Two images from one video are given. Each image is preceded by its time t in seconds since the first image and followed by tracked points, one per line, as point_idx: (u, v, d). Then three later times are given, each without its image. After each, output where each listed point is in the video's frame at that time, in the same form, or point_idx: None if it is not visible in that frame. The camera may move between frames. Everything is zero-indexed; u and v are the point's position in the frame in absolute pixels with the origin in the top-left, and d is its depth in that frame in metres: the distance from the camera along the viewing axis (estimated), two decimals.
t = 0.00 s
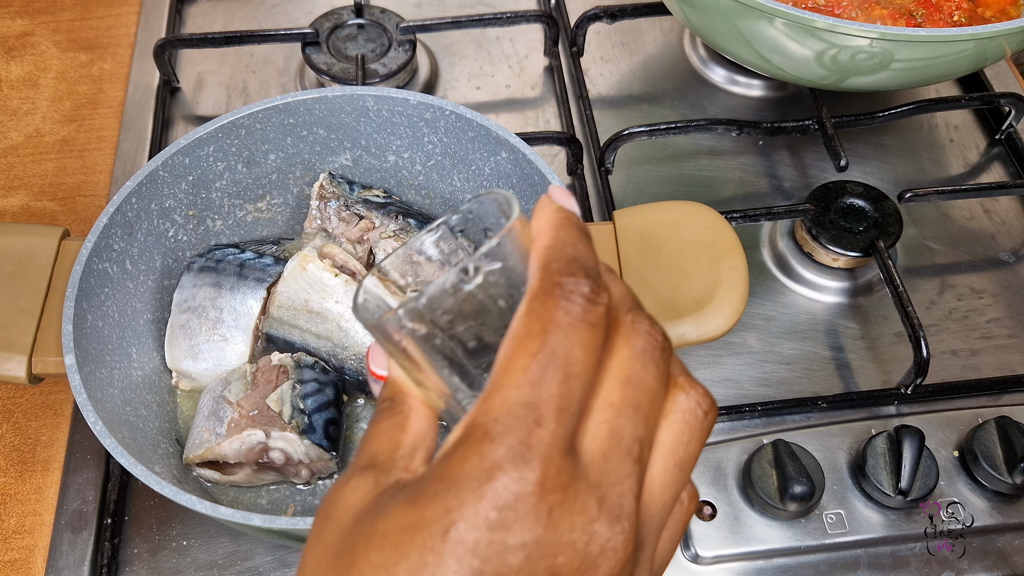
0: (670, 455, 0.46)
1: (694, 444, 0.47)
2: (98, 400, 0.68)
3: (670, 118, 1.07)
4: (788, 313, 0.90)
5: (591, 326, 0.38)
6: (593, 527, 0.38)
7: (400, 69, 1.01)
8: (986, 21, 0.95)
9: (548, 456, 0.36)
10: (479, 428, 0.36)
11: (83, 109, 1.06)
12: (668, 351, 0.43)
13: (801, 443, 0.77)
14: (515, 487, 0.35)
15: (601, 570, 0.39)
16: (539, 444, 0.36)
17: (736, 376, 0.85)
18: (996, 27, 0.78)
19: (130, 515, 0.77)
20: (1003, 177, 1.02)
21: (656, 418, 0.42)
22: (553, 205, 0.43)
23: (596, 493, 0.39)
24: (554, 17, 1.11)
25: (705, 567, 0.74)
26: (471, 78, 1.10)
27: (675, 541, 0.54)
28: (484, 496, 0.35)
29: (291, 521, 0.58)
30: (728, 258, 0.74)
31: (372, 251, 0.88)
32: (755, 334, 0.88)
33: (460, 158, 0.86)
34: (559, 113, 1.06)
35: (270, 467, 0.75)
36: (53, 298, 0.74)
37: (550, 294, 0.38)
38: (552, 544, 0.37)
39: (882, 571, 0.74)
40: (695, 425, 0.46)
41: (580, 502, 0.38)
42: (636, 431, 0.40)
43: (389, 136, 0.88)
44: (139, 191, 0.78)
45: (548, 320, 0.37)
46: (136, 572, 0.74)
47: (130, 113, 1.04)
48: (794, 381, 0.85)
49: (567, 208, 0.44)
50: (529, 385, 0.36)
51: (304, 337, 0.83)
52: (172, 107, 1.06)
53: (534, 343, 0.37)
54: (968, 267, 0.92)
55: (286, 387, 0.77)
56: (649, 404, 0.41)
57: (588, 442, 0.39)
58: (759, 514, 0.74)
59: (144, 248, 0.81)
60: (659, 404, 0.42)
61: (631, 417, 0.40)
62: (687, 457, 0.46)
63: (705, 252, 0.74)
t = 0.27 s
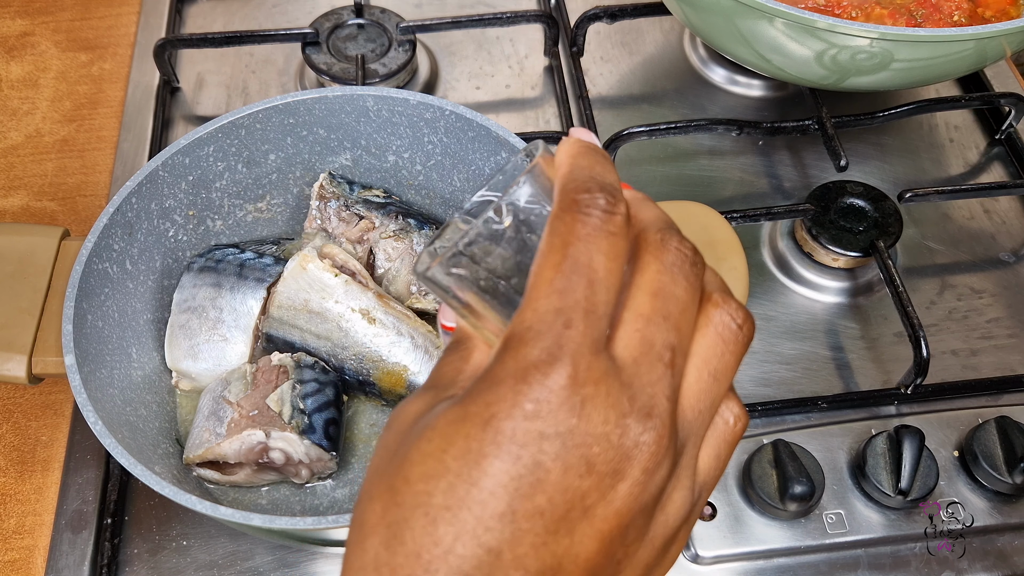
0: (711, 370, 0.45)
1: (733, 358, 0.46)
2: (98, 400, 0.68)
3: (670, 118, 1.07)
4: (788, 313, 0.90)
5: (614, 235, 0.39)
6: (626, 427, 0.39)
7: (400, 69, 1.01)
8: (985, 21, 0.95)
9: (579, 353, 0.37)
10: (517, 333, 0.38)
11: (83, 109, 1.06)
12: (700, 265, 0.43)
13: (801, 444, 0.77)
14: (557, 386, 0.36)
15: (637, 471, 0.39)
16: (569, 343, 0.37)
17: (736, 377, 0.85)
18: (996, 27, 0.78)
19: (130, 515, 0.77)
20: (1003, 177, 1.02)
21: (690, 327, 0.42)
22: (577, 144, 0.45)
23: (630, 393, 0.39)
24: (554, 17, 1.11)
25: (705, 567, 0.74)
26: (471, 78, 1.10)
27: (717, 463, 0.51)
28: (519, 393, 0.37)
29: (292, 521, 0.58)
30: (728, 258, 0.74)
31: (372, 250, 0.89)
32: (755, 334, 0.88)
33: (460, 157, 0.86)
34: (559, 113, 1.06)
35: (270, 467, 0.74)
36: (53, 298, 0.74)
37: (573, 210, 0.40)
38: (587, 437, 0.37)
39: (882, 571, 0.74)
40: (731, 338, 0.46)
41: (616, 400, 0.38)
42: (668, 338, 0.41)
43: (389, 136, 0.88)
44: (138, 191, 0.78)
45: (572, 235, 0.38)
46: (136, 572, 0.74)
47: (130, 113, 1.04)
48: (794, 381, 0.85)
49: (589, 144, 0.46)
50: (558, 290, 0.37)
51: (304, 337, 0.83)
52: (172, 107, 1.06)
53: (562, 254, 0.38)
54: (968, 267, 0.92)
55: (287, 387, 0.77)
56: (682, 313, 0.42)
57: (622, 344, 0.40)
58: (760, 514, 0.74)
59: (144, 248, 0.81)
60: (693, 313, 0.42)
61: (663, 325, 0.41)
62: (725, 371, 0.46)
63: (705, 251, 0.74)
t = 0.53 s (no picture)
0: (707, 333, 0.45)
1: (729, 320, 0.46)
2: (98, 400, 0.68)
3: (670, 118, 1.07)
4: (788, 313, 0.90)
5: (587, 207, 0.42)
6: (615, 384, 0.39)
7: (400, 69, 1.01)
8: (986, 21, 0.95)
9: (563, 318, 0.39)
10: (511, 307, 0.40)
11: (84, 109, 1.06)
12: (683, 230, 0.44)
13: (801, 444, 0.77)
14: (547, 349, 0.38)
15: (631, 428, 0.40)
16: (553, 308, 0.39)
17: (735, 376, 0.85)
18: (996, 26, 0.78)
19: (130, 515, 0.77)
20: (1003, 177, 1.02)
21: (676, 290, 0.43)
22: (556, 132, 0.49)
23: (616, 351, 0.40)
24: (554, 17, 1.11)
25: (705, 567, 0.74)
26: (471, 78, 1.10)
27: (722, 429, 0.49)
28: (511, 359, 0.39)
29: (292, 521, 0.58)
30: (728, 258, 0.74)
31: (372, 250, 0.89)
32: (755, 334, 0.88)
33: (460, 157, 0.86)
34: (559, 113, 1.06)
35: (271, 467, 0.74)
36: (53, 298, 0.74)
37: (545, 187, 0.42)
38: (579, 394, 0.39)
39: (882, 571, 0.74)
40: (725, 302, 0.45)
41: (604, 358, 0.39)
42: (653, 299, 0.41)
43: (389, 136, 0.88)
44: (139, 190, 0.78)
45: (547, 210, 0.41)
46: (136, 572, 0.74)
47: (130, 113, 1.04)
48: (794, 381, 0.85)
49: (567, 130, 0.50)
50: (540, 261, 0.40)
51: (304, 337, 0.83)
52: (172, 107, 1.06)
53: (542, 230, 0.41)
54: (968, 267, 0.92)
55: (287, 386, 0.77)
56: (667, 275, 0.42)
57: (607, 306, 0.41)
58: (760, 513, 0.74)
59: (144, 248, 0.81)
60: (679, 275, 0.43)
61: (647, 289, 0.41)
62: (721, 335, 0.46)
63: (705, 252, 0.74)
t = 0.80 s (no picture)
0: (708, 309, 0.45)
1: (730, 296, 0.45)
2: (98, 400, 0.68)
3: (670, 118, 1.07)
4: (788, 313, 0.90)
5: (577, 186, 0.42)
6: (611, 359, 0.39)
7: (400, 69, 1.01)
8: (986, 21, 0.95)
9: (558, 295, 0.39)
10: (505, 288, 0.40)
11: (83, 109, 1.06)
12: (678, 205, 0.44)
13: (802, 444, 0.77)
14: (542, 326, 0.39)
15: (628, 401, 0.40)
16: (547, 286, 0.39)
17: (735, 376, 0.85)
18: (996, 26, 0.78)
19: (130, 515, 0.77)
20: (1003, 177, 1.02)
21: (673, 265, 0.43)
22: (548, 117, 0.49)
23: (612, 325, 0.40)
24: (554, 17, 1.11)
25: (705, 567, 0.74)
26: (471, 78, 1.10)
27: (729, 407, 0.48)
28: (507, 337, 0.39)
29: (292, 521, 0.58)
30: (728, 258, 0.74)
31: (372, 250, 0.89)
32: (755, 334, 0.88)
33: (460, 158, 0.86)
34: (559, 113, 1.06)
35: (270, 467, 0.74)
36: (53, 298, 0.74)
37: (535, 171, 0.42)
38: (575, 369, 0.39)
39: (882, 571, 0.74)
40: (725, 277, 0.45)
41: (599, 333, 0.39)
42: (648, 275, 0.41)
43: (389, 136, 0.88)
44: (139, 190, 0.78)
45: (539, 191, 0.41)
46: (136, 572, 0.74)
47: (130, 113, 1.04)
48: (794, 381, 0.85)
49: (558, 116, 0.50)
50: (532, 242, 0.40)
51: (304, 337, 0.83)
52: (172, 107, 1.06)
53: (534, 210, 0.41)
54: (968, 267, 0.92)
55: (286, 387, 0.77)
56: (662, 250, 0.42)
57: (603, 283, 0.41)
58: (760, 514, 0.74)
59: (144, 248, 0.81)
60: (675, 250, 0.43)
61: (641, 265, 0.41)
62: (722, 311, 0.45)
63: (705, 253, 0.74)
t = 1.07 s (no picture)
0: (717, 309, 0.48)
1: (739, 297, 0.48)
2: (98, 399, 0.68)
3: (670, 118, 1.07)
4: (788, 313, 0.90)
5: (604, 175, 0.44)
6: (630, 351, 0.42)
7: (400, 69, 1.01)
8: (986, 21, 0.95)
9: (581, 284, 0.41)
10: (526, 273, 0.42)
11: (84, 109, 1.06)
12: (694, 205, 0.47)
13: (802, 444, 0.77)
14: (562, 315, 0.41)
15: (643, 396, 0.42)
16: (570, 273, 0.41)
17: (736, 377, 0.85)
18: (996, 26, 0.78)
19: (130, 515, 0.77)
20: (1003, 177, 1.02)
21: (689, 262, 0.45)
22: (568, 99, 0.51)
23: (632, 317, 0.42)
24: (554, 17, 1.11)
25: (705, 567, 0.74)
26: (471, 78, 1.10)
27: (729, 404, 0.51)
28: (526, 323, 0.41)
29: (292, 521, 0.58)
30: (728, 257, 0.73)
31: (372, 250, 0.89)
32: (755, 334, 0.88)
33: (460, 158, 0.86)
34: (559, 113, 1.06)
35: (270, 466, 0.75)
36: (53, 298, 0.74)
37: (563, 154, 0.45)
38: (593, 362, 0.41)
39: (882, 571, 0.73)
40: (735, 278, 0.48)
41: (618, 326, 0.42)
42: (667, 269, 0.44)
43: (389, 136, 0.88)
44: (139, 190, 0.78)
45: (566, 176, 0.44)
46: (136, 572, 0.74)
47: (130, 113, 1.04)
48: (794, 381, 0.85)
49: (580, 99, 0.51)
50: (555, 228, 0.42)
51: (304, 337, 0.83)
52: (172, 107, 1.06)
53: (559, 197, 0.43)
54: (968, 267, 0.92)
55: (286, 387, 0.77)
56: (679, 246, 0.45)
57: (622, 276, 0.44)
58: (760, 514, 0.74)
59: (144, 248, 0.81)
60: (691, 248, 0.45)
61: (660, 259, 0.44)
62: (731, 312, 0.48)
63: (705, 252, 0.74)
